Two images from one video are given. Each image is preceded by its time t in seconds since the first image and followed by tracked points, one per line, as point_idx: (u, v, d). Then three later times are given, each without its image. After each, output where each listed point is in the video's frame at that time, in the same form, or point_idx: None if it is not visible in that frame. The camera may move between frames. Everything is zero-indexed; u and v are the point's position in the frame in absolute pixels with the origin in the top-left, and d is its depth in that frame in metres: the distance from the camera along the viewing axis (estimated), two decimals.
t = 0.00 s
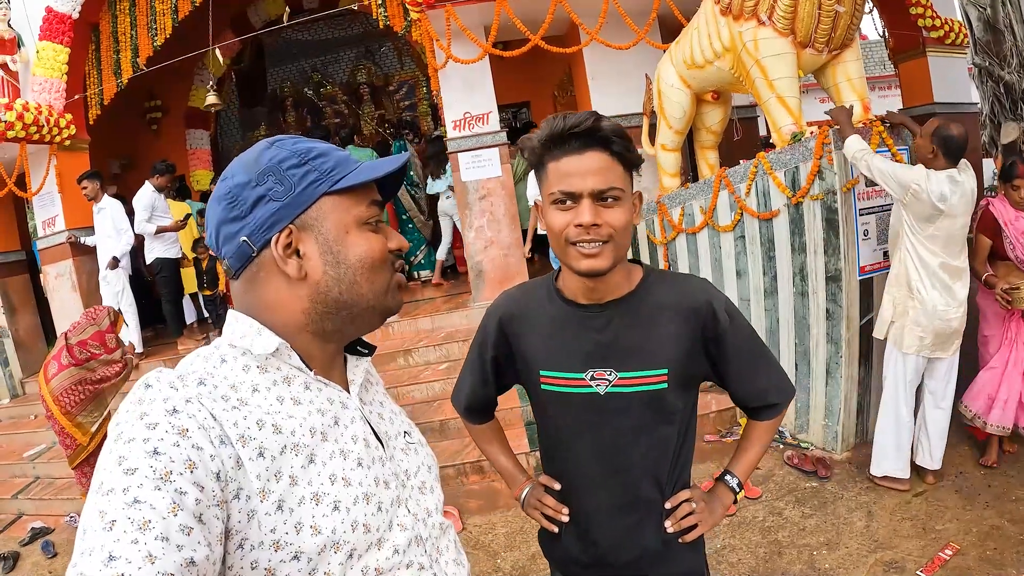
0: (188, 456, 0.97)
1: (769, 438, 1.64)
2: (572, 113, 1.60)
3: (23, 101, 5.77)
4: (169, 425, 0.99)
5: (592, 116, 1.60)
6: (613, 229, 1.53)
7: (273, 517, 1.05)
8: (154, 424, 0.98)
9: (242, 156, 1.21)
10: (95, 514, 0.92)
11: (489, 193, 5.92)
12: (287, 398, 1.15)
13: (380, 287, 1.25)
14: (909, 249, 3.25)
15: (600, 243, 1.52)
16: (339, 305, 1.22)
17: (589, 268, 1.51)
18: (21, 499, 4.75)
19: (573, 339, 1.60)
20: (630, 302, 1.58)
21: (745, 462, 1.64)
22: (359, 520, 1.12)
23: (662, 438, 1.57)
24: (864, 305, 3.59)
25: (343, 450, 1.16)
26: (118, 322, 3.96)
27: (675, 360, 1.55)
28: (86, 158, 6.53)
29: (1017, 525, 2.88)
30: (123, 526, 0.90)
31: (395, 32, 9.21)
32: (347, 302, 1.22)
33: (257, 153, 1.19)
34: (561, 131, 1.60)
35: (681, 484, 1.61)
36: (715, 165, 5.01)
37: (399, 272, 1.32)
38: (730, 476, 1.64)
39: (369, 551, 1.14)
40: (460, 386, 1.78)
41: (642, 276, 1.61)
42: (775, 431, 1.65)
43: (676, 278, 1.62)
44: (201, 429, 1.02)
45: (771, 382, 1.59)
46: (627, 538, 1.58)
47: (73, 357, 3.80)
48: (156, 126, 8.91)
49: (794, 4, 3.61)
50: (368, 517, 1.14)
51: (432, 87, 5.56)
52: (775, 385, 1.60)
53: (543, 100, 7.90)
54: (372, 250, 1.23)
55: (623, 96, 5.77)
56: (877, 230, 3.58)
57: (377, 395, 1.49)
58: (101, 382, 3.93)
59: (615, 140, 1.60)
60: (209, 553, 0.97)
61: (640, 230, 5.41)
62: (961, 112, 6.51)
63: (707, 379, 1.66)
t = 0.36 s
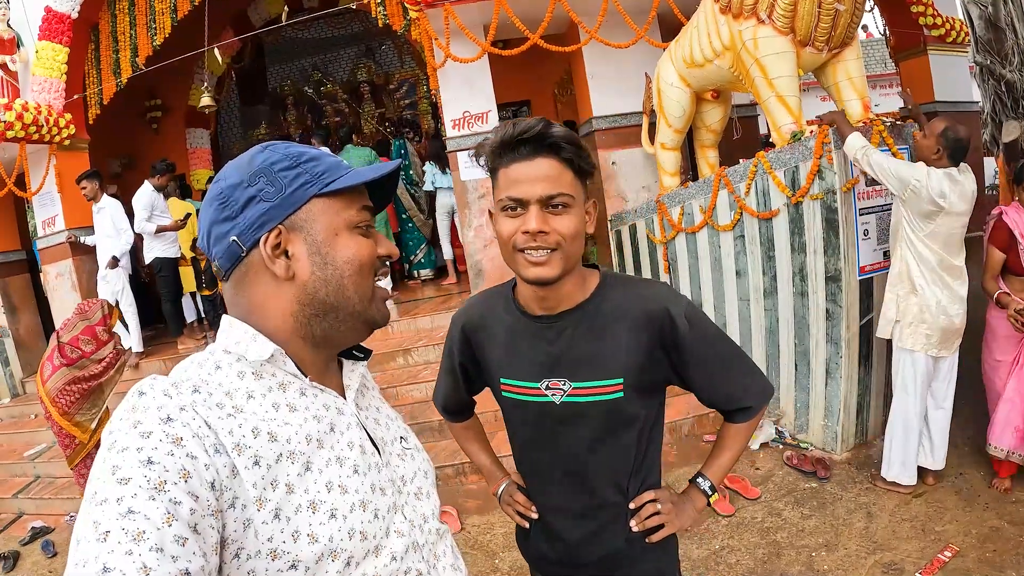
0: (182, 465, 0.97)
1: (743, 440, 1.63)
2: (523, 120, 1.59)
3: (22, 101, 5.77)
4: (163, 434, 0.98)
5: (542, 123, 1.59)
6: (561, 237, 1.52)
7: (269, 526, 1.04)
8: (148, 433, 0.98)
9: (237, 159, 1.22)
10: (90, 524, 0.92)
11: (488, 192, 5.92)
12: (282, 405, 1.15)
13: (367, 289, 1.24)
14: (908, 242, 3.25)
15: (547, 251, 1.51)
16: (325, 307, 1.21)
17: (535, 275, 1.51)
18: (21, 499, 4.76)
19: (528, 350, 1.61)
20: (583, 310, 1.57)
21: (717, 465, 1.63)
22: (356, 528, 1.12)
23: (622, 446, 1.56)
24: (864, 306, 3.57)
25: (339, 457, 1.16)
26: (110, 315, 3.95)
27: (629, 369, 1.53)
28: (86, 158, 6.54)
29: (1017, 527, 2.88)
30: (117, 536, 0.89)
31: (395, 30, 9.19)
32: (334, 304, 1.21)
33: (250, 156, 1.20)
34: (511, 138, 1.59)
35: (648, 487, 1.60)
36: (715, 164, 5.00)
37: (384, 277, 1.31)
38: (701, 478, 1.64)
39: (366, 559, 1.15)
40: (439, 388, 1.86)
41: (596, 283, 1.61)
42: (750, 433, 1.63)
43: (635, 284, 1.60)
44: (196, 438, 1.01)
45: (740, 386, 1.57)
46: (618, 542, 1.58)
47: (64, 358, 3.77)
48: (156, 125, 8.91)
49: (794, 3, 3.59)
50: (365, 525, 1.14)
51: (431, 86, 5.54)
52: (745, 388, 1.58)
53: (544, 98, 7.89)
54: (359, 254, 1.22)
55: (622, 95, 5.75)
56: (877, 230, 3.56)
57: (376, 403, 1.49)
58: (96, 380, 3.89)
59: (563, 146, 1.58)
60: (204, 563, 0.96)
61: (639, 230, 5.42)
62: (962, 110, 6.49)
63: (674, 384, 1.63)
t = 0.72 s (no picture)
0: (176, 466, 0.95)
1: (781, 482, 1.48)
2: (527, 111, 1.54)
3: (19, 100, 5.75)
4: (156, 435, 0.96)
5: (546, 112, 1.52)
6: (562, 234, 1.45)
7: (264, 526, 1.03)
8: (141, 433, 0.96)
9: (227, 157, 1.21)
10: (83, 527, 0.90)
11: (487, 190, 5.90)
12: (276, 404, 1.13)
13: (353, 287, 1.21)
14: (903, 238, 3.24)
15: (549, 251, 1.46)
16: (308, 302, 1.18)
17: (536, 275, 1.48)
18: (19, 499, 4.75)
19: (547, 350, 1.60)
20: (604, 317, 1.52)
21: (747, 508, 1.51)
22: (352, 527, 1.10)
23: (634, 463, 1.51)
24: (865, 304, 3.56)
25: (334, 456, 1.14)
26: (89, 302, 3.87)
27: (646, 384, 1.46)
28: (84, 157, 6.52)
29: (1019, 526, 2.86)
30: (110, 539, 0.87)
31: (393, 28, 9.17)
32: (319, 301, 1.19)
33: (239, 154, 1.19)
34: (515, 132, 1.54)
35: (664, 514, 1.53)
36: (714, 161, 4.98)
37: (372, 275, 1.27)
38: (726, 518, 1.52)
39: (364, 558, 1.13)
40: (483, 379, 1.91)
41: (621, 290, 1.54)
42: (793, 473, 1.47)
43: (667, 292, 1.51)
44: (189, 438, 0.99)
45: (780, 420, 1.42)
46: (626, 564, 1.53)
47: (59, 358, 3.74)
48: (154, 124, 8.84)
49: None
50: (362, 524, 1.12)
51: (429, 84, 5.52)
52: (788, 423, 1.42)
53: (543, 97, 7.88)
54: (347, 251, 1.20)
55: (621, 92, 5.73)
56: (879, 227, 3.56)
57: (370, 403, 1.45)
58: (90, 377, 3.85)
59: (566, 135, 1.49)
60: (199, 565, 0.94)
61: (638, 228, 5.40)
62: (962, 108, 6.45)
63: (707, 405, 1.53)
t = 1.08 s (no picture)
0: (199, 458, 0.95)
1: (890, 510, 1.33)
2: (617, 88, 1.46)
3: (18, 100, 5.73)
4: (180, 427, 0.96)
5: (639, 89, 1.43)
6: (658, 218, 1.37)
7: (286, 517, 1.03)
8: (165, 425, 0.96)
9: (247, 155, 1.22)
10: (106, 516, 0.90)
11: (488, 189, 5.90)
12: (298, 397, 1.13)
13: (370, 284, 1.20)
14: (898, 230, 3.24)
15: (647, 235, 1.39)
16: (326, 298, 1.18)
17: (632, 263, 1.43)
18: (20, 500, 4.74)
19: (645, 347, 1.51)
20: (709, 314, 1.41)
21: (847, 534, 1.35)
22: (373, 520, 1.10)
23: (726, 475, 1.40)
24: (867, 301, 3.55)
25: (356, 450, 1.14)
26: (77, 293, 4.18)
27: (749, 389, 1.35)
28: (83, 157, 6.51)
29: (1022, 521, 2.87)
30: (134, 528, 0.88)
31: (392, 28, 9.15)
32: (335, 298, 1.19)
33: (256, 151, 1.19)
34: (608, 111, 1.48)
35: (754, 533, 1.40)
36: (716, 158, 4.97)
37: (393, 272, 1.27)
38: (822, 544, 1.36)
39: (385, 551, 1.13)
40: (585, 373, 1.83)
41: (728, 285, 1.43)
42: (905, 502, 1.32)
43: (781, 291, 1.39)
44: (212, 430, 0.99)
45: (898, 440, 1.28)
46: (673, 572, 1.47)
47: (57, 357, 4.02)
48: (154, 123, 8.82)
49: None
50: (382, 517, 1.12)
51: (430, 83, 5.50)
52: (906, 443, 1.28)
53: (542, 96, 7.89)
54: (364, 248, 1.19)
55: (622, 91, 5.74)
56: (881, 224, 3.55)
57: (391, 397, 1.45)
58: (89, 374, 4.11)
59: (660, 112, 1.39)
60: (221, 555, 0.94)
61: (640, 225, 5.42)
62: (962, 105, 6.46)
63: (814, 418, 1.40)
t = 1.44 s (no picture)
0: (216, 450, 0.95)
1: (936, 515, 1.35)
2: (692, 66, 1.47)
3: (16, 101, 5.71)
4: (198, 419, 0.96)
5: (713, 68, 1.43)
6: (721, 201, 1.38)
7: (301, 512, 1.02)
8: (183, 417, 0.96)
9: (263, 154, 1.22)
10: (123, 506, 0.90)
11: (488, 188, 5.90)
12: (315, 393, 1.13)
13: (383, 283, 1.20)
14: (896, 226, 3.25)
15: (708, 218, 1.40)
16: (341, 296, 1.18)
17: (693, 244, 1.44)
18: (20, 503, 4.73)
19: (703, 334, 1.54)
20: (767, 310, 1.42)
21: (889, 532, 1.40)
22: (387, 517, 1.10)
23: (777, 467, 1.44)
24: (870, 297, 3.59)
25: (371, 446, 1.14)
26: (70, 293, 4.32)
27: (802, 387, 1.37)
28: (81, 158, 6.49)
29: None
30: (150, 518, 0.88)
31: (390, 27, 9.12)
32: (349, 296, 1.18)
33: (271, 150, 1.19)
34: (680, 88, 1.49)
35: (800, 521, 1.45)
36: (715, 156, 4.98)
37: (408, 269, 1.25)
38: (863, 538, 1.42)
39: (400, 549, 1.12)
40: (646, 347, 1.90)
41: (789, 280, 1.43)
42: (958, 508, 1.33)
43: (841, 290, 1.38)
44: (230, 423, 0.99)
45: (953, 447, 1.28)
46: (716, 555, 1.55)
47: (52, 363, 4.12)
48: (151, 124, 8.91)
49: None
50: (396, 514, 1.12)
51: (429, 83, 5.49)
52: (956, 451, 1.28)
53: (541, 95, 7.89)
54: (377, 245, 1.18)
55: (621, 90, 5.74)
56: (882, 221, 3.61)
57: (409, 393, 1.45)
58: (89, 372, 4.24)
59: (732, 91, 1.39)
60: (235, 547, 0.94)
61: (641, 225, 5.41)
62: (961, 102, 6.44)
63: (866, 419, 1.41)
